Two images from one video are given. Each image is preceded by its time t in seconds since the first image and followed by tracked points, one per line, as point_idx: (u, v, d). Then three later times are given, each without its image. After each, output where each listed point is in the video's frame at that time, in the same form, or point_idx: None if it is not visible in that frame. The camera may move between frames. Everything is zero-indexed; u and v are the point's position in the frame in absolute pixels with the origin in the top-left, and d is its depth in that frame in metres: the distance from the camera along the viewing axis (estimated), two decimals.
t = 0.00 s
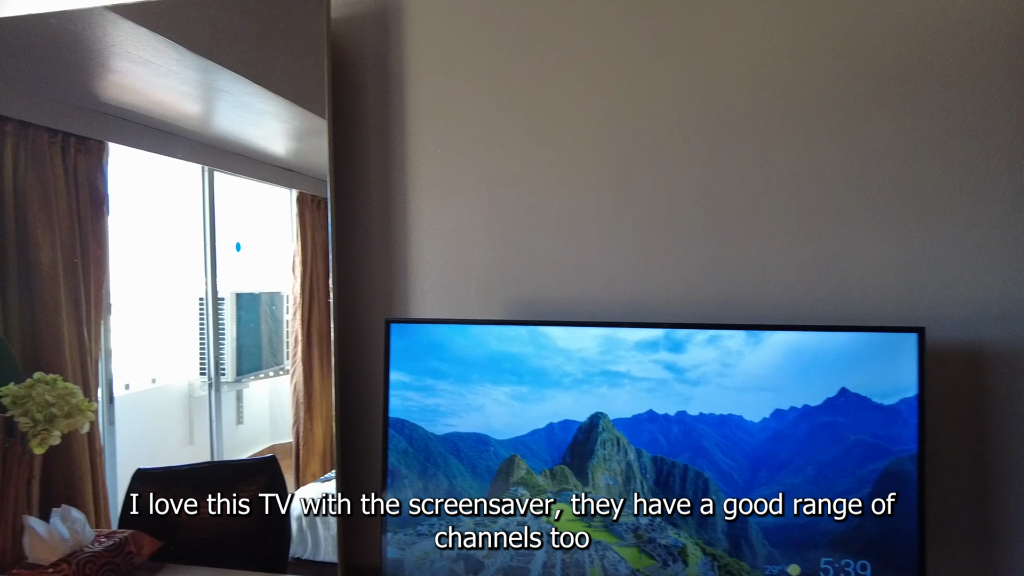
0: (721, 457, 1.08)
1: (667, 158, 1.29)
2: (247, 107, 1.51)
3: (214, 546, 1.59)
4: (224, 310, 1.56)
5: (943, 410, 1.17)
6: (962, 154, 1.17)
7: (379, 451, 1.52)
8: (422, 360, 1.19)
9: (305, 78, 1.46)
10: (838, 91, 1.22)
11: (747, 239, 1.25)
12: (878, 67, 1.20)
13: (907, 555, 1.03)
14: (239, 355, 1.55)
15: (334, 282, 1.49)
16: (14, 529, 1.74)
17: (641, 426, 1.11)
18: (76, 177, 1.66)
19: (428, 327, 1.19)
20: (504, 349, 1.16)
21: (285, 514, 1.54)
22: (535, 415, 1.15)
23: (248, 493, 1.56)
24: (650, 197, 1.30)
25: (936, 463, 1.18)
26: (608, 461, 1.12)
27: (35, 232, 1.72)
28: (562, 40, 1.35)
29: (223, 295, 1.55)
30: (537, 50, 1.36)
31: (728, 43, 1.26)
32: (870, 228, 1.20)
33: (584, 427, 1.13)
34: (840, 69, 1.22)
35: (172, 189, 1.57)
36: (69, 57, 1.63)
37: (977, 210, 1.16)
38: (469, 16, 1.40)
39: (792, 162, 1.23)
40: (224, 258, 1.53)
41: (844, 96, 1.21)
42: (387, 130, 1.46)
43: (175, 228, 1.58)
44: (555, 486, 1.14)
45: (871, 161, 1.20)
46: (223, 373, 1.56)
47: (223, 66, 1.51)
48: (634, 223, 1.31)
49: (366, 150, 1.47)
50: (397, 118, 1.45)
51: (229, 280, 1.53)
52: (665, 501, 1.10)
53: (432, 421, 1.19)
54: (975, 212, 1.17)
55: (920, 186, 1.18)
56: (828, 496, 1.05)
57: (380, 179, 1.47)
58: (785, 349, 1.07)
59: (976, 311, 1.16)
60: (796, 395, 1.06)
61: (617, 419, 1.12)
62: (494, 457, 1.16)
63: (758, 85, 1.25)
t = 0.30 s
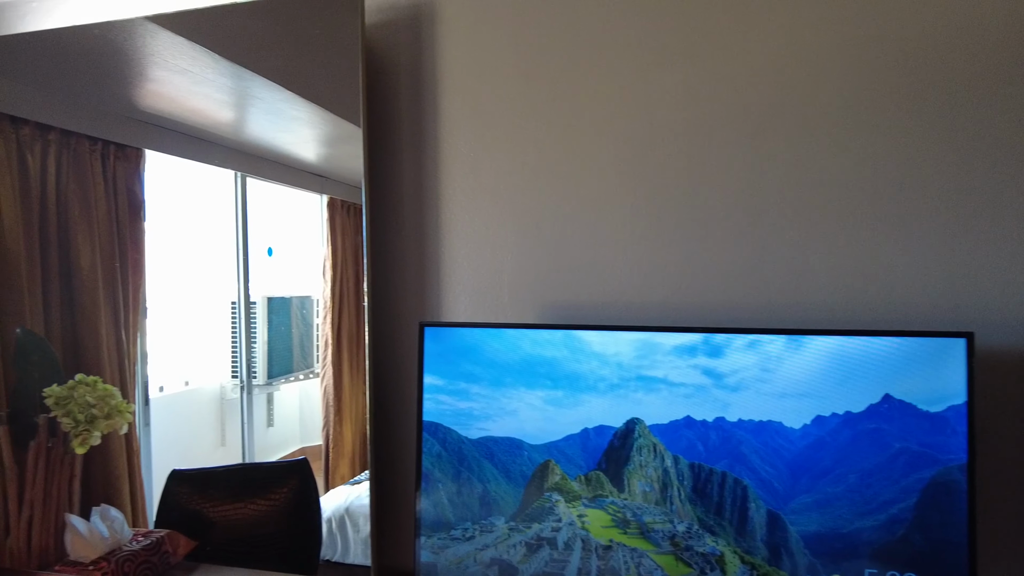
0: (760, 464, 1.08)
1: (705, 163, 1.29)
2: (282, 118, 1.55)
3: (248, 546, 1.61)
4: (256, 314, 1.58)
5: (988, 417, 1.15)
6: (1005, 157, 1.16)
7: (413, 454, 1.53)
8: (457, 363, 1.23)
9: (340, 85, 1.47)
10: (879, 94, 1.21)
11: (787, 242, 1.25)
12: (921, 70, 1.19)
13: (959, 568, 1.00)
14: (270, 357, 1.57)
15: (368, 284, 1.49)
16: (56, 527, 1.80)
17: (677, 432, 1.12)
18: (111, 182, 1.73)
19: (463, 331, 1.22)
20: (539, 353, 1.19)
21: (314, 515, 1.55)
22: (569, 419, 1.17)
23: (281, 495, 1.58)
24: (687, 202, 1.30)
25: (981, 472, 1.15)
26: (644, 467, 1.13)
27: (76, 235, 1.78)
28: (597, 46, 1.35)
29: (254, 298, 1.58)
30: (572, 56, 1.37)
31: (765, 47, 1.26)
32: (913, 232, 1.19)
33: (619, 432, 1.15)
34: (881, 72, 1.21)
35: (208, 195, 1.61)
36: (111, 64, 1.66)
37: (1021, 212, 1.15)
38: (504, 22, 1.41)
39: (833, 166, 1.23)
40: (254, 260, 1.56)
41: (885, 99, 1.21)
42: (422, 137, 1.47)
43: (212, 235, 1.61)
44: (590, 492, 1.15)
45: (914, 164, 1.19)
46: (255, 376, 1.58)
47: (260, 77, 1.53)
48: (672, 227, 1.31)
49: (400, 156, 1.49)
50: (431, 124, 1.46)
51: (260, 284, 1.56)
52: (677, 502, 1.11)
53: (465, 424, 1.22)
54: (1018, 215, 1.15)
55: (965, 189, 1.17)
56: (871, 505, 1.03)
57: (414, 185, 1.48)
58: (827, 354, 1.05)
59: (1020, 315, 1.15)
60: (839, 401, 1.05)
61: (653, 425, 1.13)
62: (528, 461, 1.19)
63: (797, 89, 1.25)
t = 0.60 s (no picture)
0: (805, 470, 1.07)
1: (745, 164, 1.28)
2: (314, 121, 1.57)
3: (283, 547, 1.63)
4: (288, 317, 1.62)
5: None
6: None
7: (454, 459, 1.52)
8: (496, 366, 1.23)
9: (376, 90, 1.48)
10: (924, 93, 1.19)
11: (831, 243, 1.24)
12: (968, 67, 1.17)
13: None
14: (303, 359, 1.60)
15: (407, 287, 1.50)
16: (101, 525, 1.85)
17: (720, 438, 1.11)
18: (151, 190, 1.79)
19: (501, 334, 1.23)
20: (577, 357, 1.19)
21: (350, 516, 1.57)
22: (609, 424, 1.17)
23: (316, 496, 1.60)
24: (727, 203, 1.29)
25: None
26: (685, 473, 1.13)
27: (117, 242, 1.85)
28: (635, 49, 1.35)
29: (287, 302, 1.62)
30: (609, 59, 1.37)
31: (805, 47, 1.25)
32: (961, 232, 1.18)
33: (660, 437, 1.14)
34: (928, 70, 1.19)
35: (245, 201, 1.66)
36: (154, 74, 1.71)
37: None
38: (540, 26, 1.41)
39: (878, 165, 1.21)
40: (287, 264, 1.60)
41: (931, 98, 1.19)
42: (457, 141, 1.47)
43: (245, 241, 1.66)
44: (630, 498, 1.16)
45: (962, 164, 1.17)
46: (288, 378, 1.61)
47: (293, 82, 1.56)
48: (712, 229, 1.30)
49: (436, 160, 1.49)
50: (466, 128, 1.47)
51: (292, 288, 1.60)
52: (719, 509, 1.11)
53: (503, 428, 1.23)
54: None
55: (1015, 189, 1.15)
56: (922, 515, 1.03)
57: (450, 189, 1.48)
58: (874, 359, 1.05)
59: None
60: (885, 407, 1.04)
61: (695, 431, 1.12)
62: (568, 466, 1.19)
63: (840, 88, 1.23)
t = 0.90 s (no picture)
0: (848, 477, 1.05)
1: (784, 164, 1.26)
2: (347, 125, 1.59)
3: (315, 547, 1.64)
4: (320, 319, 1.64)
5: None
6: None
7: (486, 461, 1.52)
8: (529, 369, 1.23)
9: (410, 92, 1.48)
10: (968, 89, 1.16)
11: (875, 243, 1.21)
12: (1013, 62, 1.14)
13: None
14: (334, 360, 1.63)
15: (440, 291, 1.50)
16: (140, 521, 1.89)
17: (759, 443, 1.10)
18: (189, 194, 1.83)
19: (535, 337, 1.23)
20: (612, 360, 1.18)
21: (379, 519, 1.57)
22: (645, 428, 1.16)
23: (348, 496, 1.61)
24: (767, 203, 1.27)
25: None
26: (724, 478, 1.11)
27: (155, 245, 1.89)
28: (667, 49, 1.34)
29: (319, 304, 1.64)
30: (645, 59, 1.36)
31: (843, 44, 1.23)
32: (1010, 232, 1.14)
33: (698, 442, 1.13)
34: (975, 66, 1.16)
35: (280, 206, 1.69)
36: (192, 81, 1.75)
37: None
38: (575, 27, 1.41)
39: (921, 164, 1.19)
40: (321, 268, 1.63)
41: (975, 94, 1.16)
42: (491, 142, 1.47)
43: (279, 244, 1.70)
44: (667, 503, 1.14)
45: (1007, 161, 1.14)
46: (320, 380, 1.64)
47: (328, 87, 1.58)
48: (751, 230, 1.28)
49: (470, 162, 1.49)
50: (501, 129, 1.47)
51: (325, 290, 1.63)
52: (758, 515, 1.09)
53: (538, 431, 1.23)
54: None
55: None
56: (972, 525, 1.00)
57: (485, 190, 1.48)
58: (921, 364, 1.02)
59: None
60: (932, 413, 1.02)
61: (734, 436, 1.11)
62: (603, 470, 1.19)
63: (884, 86, 1.21)
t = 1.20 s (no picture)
0: (894, 484, 1.03)
1: (822, 163, 1.24)
2: (379, 130, 1.60)
3: (350, 547, 1.66)
4: (353, 322, 1.67)
5: None
6: None
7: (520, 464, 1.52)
8: (568, 372, 1.24)
9: (445, 98, 1.49)
10: (1015, 83, 1.13)
11: (920, 247, 1.18)
12: None
13: None
14: (365, 363, 1.65)
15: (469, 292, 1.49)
16: (181, 519, 1.93)
17: (802, 448, 1.09)
18: (228, 200, 1.87)
19: (573, 340, 1.24)
20: (652, 364, 1.18)
21: (412, 521, 1.58)
22: (686, 432, 1.16)
23: (383, 497, 1.62)
24: (808, 206, 1.25)
25: None
26: (765, 484, 1.11)
27: (194, 249, 1.94)
28: (702, 50, 1.33)
29: (352, 308, 1.67)
30: (682, 63, 1.35)
31: (882, 41, 1.21)
32: None
33: (740, 447, 1.13)
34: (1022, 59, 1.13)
35: (315, 212, 1.73)
36: (232, 89, 1.79)
37: None
38: (611, 31, 1.41)
39: (966, 161, 1.16)
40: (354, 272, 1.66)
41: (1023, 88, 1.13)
42: (527, 146, 1.48)
43: (316, 249, 1.74)
44: (707, 508, 1.14)
45: None
46: (352, 382, 1.67)
47: (360, 92, 1.60)
48: (791, 233, 1.26)
49: (505, 166, 1.50)
50: (536, 134, 1.47)
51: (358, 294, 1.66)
52: (801, 521, 1.08)
53: (576, 434, 1.24)
54: None
55: None
56: None
57: (519, 195, 1.49)
58: (971, 368, 1.00)
59: None
60: (983, 419, 0.99)
61: (775, 440, 1.10)
62: (642, 475, 1.19)
63: (930, 84, 1.18)
